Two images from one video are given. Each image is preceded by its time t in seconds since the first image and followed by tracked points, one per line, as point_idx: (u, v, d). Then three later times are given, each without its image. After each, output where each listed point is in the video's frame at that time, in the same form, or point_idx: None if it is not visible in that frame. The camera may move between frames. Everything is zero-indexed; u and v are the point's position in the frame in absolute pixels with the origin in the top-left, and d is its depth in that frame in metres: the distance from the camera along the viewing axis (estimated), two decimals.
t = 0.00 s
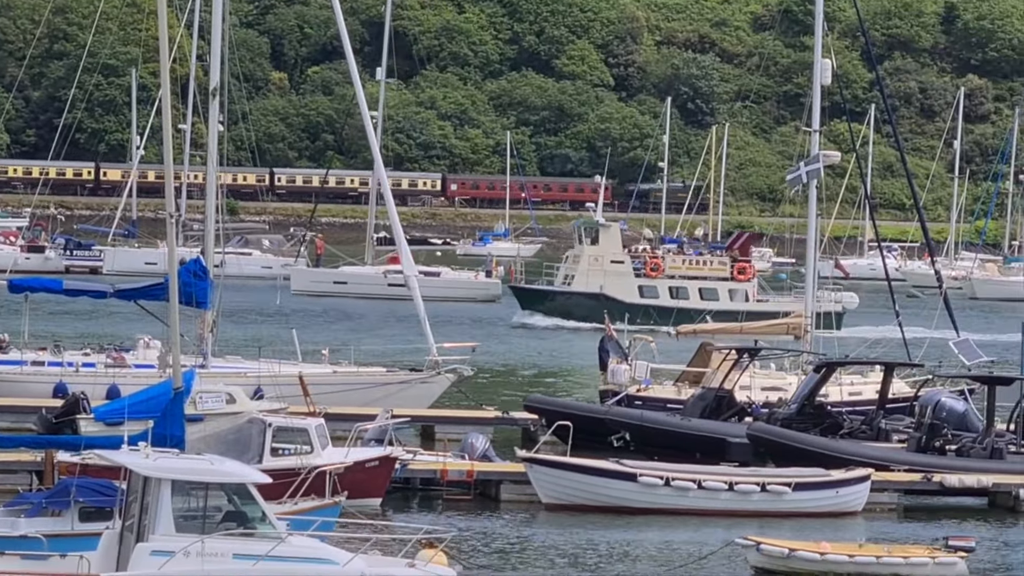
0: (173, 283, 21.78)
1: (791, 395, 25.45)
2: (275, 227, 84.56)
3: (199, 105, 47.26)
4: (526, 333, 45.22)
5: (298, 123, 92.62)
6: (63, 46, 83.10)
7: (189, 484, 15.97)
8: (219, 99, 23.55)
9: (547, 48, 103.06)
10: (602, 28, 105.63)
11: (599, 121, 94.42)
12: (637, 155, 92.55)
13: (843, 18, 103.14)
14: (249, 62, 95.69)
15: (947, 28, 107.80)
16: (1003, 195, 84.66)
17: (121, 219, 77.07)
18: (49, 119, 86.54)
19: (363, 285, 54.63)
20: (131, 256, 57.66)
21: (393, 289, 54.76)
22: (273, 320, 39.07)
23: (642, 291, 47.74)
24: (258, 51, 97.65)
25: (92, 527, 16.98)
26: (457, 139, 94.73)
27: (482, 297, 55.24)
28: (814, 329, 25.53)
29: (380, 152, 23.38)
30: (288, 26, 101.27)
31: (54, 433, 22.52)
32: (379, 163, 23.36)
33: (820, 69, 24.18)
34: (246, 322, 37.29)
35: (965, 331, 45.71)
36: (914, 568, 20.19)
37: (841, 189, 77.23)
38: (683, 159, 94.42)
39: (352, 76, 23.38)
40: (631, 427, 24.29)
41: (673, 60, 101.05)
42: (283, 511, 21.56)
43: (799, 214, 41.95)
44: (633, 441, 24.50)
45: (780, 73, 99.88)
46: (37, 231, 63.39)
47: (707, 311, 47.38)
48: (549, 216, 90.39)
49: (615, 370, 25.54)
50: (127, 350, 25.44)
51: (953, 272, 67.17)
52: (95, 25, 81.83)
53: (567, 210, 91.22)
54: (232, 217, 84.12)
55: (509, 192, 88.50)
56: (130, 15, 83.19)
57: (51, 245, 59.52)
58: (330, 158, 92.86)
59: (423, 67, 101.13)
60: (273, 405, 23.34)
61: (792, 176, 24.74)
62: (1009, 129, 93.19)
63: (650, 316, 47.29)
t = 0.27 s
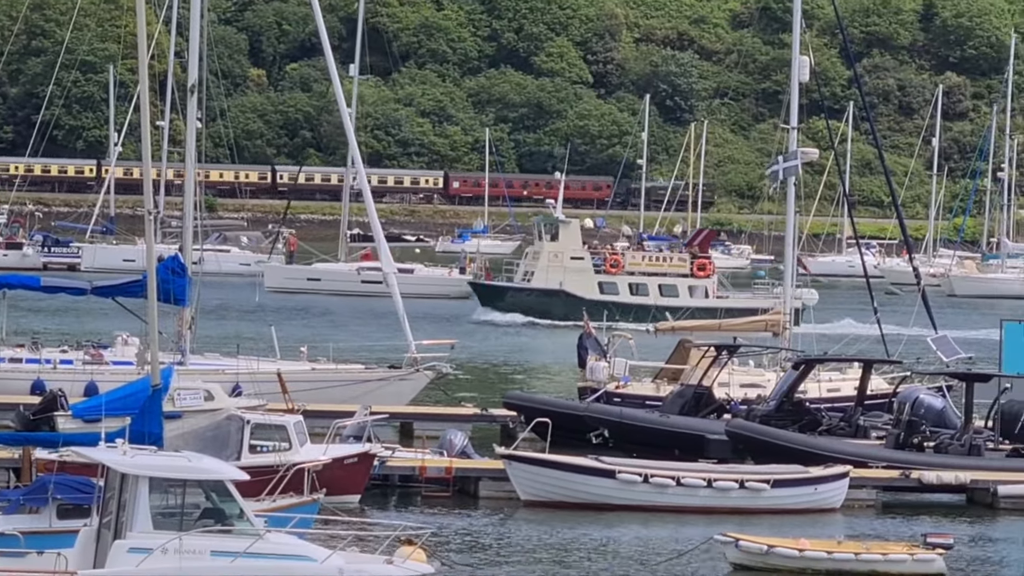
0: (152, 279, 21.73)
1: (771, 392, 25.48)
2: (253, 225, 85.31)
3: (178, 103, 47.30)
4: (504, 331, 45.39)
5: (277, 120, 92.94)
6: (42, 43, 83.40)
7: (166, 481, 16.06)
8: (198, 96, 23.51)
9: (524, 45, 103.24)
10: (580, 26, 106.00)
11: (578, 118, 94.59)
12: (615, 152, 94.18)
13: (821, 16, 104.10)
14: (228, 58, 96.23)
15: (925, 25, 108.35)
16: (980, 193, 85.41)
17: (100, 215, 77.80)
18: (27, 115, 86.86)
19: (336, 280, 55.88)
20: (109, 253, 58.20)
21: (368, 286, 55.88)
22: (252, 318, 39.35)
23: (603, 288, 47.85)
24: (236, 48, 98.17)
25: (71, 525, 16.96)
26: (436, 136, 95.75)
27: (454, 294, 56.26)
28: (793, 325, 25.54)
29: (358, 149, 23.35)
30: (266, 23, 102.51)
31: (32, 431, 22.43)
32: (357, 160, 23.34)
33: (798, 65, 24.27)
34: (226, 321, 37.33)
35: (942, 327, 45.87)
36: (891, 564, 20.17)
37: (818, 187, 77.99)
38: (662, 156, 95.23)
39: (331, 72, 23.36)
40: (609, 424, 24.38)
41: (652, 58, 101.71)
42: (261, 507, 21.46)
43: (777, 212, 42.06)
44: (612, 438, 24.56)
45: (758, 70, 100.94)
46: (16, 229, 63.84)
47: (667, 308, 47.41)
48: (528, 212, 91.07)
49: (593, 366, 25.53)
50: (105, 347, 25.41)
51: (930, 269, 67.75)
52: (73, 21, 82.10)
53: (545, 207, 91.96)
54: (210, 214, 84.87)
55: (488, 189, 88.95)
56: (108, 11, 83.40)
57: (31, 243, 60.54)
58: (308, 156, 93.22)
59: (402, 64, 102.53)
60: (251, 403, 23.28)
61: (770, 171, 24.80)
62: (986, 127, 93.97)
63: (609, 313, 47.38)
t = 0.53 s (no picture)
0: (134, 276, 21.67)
1: (751, 389, 25.70)
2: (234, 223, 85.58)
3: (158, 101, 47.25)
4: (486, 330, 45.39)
5: (258, 116, 93.18)
6: (22, 39, 83.39)
7: (147, 480, 15.97)
8: (179, 94, 23.46)
9: (506, 41, 102.97)
10: (560, 22, 104.68)
11: (560, 114, 94.91)
12: (597, 149, 94.48)
13: (804, 12, 104.69)
14: (208, 55, 96.59)
15: (905, 21, 108.04)
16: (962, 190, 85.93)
17: (80, 212, 77.43)
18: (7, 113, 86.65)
19: (313, 278, 56.21)
20: (89, 250, 58.61)
21: (344, 283, 56.17)
22: (234, 316, 39.40)
23: (565, 285, 48.07)
24: (217, 44, 98.47)
25: (52, 525, 16.96)
26: (417, 132, 95.80)
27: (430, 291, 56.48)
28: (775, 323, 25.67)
29: (340, 147, 23.32)
30: (247, 19, 102.52)
31: (14, 429, 22.37)
32: (339, 158, 23.33)
33: (779, 61, 24.49)
34: (207, 321, 37.31)
35: (923, 324, 46.03)
36: (874, 561, 20.23)
37: (800, 185, 78.42)
38: (644, 152, 95.88)
39: (313, 70, 23.34)
40: (591, 421, 24.43)
41: (633, 54, 101.72)
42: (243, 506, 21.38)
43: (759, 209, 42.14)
44: (593, 435, 24.61)
45: (741, 66, 101.22)
46: None
47: (629, 304, 47.65)
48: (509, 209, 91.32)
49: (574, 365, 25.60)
50: (87, 345, 25.39)
51: (912, 266, 68.17)
52: (52, 17, 81.89)
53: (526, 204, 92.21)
54: (190, 210, 84.78)
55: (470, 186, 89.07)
56: (88, 8, 83.11)
57: (13, 240, 60.62)
58: (290, 153, 93.33)
59: (382, 60, 102.80)
60: (233, 400, 23.23)
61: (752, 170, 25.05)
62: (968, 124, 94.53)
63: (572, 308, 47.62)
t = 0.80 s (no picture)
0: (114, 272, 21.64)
1: (733, 385, 25.93)
2: (219, 217, 87.39)
3: (139, 101, 47.61)
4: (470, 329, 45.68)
5: (240, 114, 95.41)
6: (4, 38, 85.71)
7: (130, 476, 16.14)
8: (160, 90, 23.51)
9: (487, 38, 107.20)
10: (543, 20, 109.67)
11: (541, 112, 97.69)
12: (579, 147, 97.07)
13: (783, 10, 107.53)
14: (190, 53, 99.57)
15: (888, 19, 111.81)
16: (942, 186, 87.53)
17: (63, 209, 78.29)
18: None
19: (290, 275, 57.12)
20: (70, 248, 59.69)
21: (320, 279, 57.04)
22: (215, 315, 39.72)
23: (527, 281, 49.04)
24: (199, 42, 101.62)
25: (35, 522, 17.04)
26: (399, 130, 98.01)
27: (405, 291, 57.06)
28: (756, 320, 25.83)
29: (322, 144, 23.43)
30: (228, 17, 106.15)
31: None
32: (320, 155, 23.42)
33: (760, 60, 24.53)
34: (189, 318, 37.51)
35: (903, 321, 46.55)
36: (856, 559, 20.12)
37: (780, 183, 80.06)
38: (625, 151, 98.53)
39: (294, 67, 23.43)
40: (572, 418, 24.55)
41: (615, 52, 105.86)
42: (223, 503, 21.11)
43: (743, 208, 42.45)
44: (574, 433, 24.92)
45: (722, 64, 103.79)
46: None
47: (590, 301, 48.47)
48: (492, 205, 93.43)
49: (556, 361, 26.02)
50: (68, 342, 25.41)
51: (893, 263, 69.46)
52: (37, 15, 83.23)
53: (508, 202, 94.37)
54: (173, 209, 85.99)
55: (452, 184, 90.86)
56: (72, 6, 84.30)
57: None
58: (272, 149, 95.14)
59: (363, 57, 106.87)
60: (214, 397, 23.21)
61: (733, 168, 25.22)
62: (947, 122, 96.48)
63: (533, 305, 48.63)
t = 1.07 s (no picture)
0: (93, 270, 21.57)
1: (713, 383, 26.10)
2: (198, 216, 87.81)
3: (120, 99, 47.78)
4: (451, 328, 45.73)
5: (220, 113, 95.78)
6: None
7: (109, 475, 16.12)
8: (140, 88, 23.46)
9: (469, 38, 108.22)
10: (523, 19, 110.60)
11: (522, 111, 98.94)
12: (559, 145, 98.45)
13: (764, 9, 108.79)
14: (170, 52, 100.41)
15: (868, 18, 113.50)
16: (921, 185, 88.22)
17: (43, 208, 78.58)
18: None
19: (264, 273, 57.43)
20: (50, 246, 60.00)
21: (295, 278, 57.52)
22: (198, 314, 39.85)
23: (488, 279, 49.43)
24: (179, 41, 102.29)
25: (12, 521, 17.02)
26: (379, 128, 98.41)
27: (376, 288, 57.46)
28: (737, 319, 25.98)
29: (305, 145, 23.61)
30: (208, 16, 106.79)
31: None
32: (300, 154, 23.45)
33: (741, 59, 24.62)
34: (169, 318, 37.52)
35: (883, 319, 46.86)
36: (836, 557, 20.10)
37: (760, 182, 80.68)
38: (605, 149, 99.66)
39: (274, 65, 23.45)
40: (551, 417, 24.61)
41: (595, 52, 107.02)
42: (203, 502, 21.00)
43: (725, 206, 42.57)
44: (554, 431, 24.90)
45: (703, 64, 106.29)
46: None
47: (551, 299, 49.31)
48: (472, 204, 94.19)
49: (537, 360, 26.32)
50: (47, 340, 25.36)
51: (873, 260, 69.88)
52: (17, 12, 83.64)
53: (488, 201, 95.16)
54: (154, 208, 86.51)
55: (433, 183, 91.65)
56: (52, 4, 84.65)
57: None
58: (251, 148, 95.35)
59: (344, 56, 108.14)
60: (194, 396, 23.18)
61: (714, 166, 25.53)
62: (928, 120, 97.07)
63: (494, 303, 48.98)
